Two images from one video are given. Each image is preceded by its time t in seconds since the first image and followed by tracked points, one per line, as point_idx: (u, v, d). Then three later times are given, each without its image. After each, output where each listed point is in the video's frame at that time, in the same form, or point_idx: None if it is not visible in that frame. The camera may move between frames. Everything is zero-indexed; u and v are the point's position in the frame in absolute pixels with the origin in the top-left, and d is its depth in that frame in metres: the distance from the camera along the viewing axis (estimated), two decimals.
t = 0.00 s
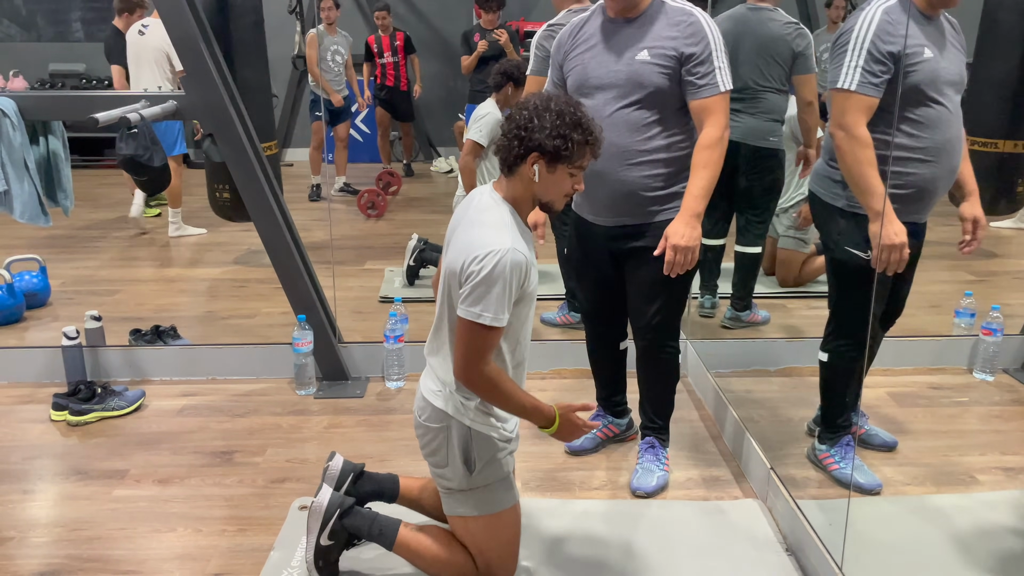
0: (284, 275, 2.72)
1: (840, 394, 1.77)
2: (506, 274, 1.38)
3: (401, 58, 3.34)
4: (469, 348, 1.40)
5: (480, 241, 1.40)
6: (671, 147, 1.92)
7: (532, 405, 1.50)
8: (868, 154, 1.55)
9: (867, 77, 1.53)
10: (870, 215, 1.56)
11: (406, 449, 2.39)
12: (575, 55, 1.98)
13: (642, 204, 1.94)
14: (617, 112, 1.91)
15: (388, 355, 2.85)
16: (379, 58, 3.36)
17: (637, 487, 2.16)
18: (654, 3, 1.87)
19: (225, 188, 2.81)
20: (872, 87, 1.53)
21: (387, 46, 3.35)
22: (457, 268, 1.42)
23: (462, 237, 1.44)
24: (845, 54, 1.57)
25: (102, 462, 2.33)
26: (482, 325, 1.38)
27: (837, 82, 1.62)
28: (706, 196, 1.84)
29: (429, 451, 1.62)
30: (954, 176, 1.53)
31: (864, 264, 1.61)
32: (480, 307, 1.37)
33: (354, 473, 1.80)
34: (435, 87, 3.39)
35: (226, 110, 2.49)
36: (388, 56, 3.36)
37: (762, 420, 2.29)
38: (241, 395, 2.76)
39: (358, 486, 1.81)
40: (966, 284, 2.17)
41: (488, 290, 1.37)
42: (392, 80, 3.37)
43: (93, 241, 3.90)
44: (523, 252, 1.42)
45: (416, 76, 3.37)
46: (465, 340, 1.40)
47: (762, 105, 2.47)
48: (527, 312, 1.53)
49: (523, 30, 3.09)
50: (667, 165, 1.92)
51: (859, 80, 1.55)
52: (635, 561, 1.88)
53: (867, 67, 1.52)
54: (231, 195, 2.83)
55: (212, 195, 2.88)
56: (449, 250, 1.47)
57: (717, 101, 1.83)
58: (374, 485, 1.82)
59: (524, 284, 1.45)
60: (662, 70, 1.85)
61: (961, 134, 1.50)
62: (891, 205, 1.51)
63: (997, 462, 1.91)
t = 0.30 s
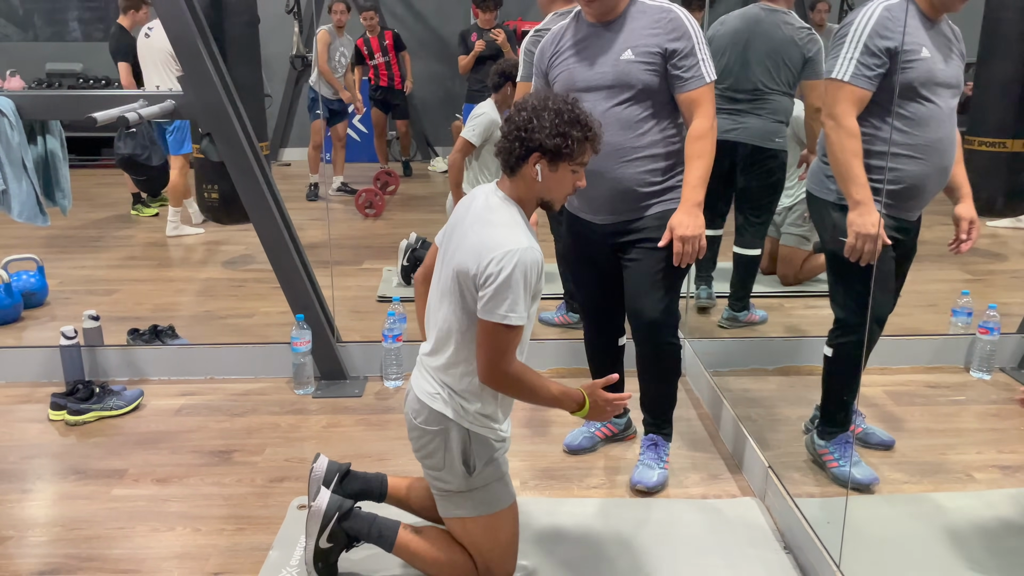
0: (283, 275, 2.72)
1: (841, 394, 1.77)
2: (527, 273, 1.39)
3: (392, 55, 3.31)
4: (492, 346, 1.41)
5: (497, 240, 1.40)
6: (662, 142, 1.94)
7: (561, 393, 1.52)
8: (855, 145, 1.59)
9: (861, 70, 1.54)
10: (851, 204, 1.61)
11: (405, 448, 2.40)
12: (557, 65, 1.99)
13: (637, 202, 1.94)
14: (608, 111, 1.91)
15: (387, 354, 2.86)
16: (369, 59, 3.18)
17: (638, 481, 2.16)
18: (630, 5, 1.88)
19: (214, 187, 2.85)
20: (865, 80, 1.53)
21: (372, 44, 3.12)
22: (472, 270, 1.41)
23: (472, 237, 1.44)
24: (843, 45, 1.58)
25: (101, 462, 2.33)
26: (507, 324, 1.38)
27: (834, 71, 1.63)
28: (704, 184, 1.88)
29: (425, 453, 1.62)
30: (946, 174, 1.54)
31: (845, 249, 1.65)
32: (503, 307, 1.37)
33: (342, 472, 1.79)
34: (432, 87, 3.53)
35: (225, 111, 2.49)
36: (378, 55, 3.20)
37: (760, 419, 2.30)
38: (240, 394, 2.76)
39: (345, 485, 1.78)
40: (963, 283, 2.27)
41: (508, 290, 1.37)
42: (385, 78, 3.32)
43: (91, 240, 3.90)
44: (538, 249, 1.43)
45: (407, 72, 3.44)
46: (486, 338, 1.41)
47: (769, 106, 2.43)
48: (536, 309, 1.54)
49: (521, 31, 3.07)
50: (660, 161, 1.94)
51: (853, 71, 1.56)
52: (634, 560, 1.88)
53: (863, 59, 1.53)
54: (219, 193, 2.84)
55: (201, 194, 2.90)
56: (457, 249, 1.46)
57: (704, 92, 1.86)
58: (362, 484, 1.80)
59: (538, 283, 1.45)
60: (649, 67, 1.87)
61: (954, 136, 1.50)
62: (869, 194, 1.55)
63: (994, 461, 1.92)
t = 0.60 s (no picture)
0: (280, 274, 2.73)
1: (823, 392, 1.75)
2: (513, 268, 1.40)
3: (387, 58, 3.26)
4: (481, 338, 1.43)
5: (484, 235, 1.41)
6: (665, 142, 1.93)
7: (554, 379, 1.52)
8: (849, 146, 1.59)
9: (854, 69, 1.54)
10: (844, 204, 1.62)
11: (402, 449, 2.40)
12: (562, 64, 2.00)
13: (641, 202, 1.94)
14: (611, 112, 1.91)
15: (384, 354, 2.86)
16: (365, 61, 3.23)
17: (696, 497, 2.05)
18: (634, 5, 1.89)
19: (203, 187, 2.66)
20: (859, 79, 1.54)
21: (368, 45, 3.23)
22: (458, 264, 1.42)
23: (461, 231, 1.45)
24: (836, 45, 1.58)
25: (98, 462, 2.33)
26: (490, 317, 1.40)
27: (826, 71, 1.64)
28: (711, 184, 1.86)
29: (411, 443, 1.62)
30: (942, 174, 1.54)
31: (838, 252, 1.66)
32: (487, 300, 1.39)
33: (346, 466, 1.83)
34: (428, 88, 3.37)
35: (222, 111, 2.50)
36: (374, 56, 3.25)
37: (756, 419, 2.31)
38: (236, 395, 2.76)
39: (348, 480, 1.82)
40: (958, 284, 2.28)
41: (492, 283, 1.38)
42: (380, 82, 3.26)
43: (88, 241, 3.90)
44: (526, 246, 1.44)
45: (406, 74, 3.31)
46: (474, 329, 1.42)
47: (761, 107, 2.42)
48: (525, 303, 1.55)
49: (518, 31, 3.17)
50: (663, 162, 1.93)
51: (847, 71, 1.56)
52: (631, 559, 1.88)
53: (857, 59, 1.53)
54: (208, 193, 2.67)
55: (189, 196, 2.73)
56: (449, 243, 1.47)
57: (708, 92, 1.85)
58: (364, 479, 1.84)
59: (525, 279, 1.46)
60: (652, 67, 1.86)
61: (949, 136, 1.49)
62: (864, 195, 1.56)
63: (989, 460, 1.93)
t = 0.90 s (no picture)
0: (276, 274, 2.73)
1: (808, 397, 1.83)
2: (528, 282, 1.42)
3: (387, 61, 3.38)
4: (508, 353, 1.46)
5: (494, 250, 1.42)
6: (685, 149, 1.93)
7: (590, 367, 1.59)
8: (849, 156, 1.58)
9: (847, 80, 1.54)
10: (852, 218, 1.60)
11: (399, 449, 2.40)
12: (586, 64, 2.00)
13: (658, 209, 1.95)
14: (631, 118, 1.92)
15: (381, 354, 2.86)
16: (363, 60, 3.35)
17: (696, 504, 2.05)
18: (663, 7, 1.87)
19: (196, 188, 2.68)
20: (852, 90, 1.54)
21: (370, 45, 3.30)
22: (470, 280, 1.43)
23: (467, 245, 1.45)
24: (824, 57, 1.57)
25: (95, 463, 2.33)
26: (511, 332, 1.42)
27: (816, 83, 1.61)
28: (720, 198, 1.83)
29: (411, 453, 1.62)
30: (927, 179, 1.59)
31: (826, 268, 1.68)
32: (507, 316, 1.41)
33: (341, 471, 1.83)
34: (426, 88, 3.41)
35: (217, 110, 2.50)
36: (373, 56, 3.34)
37: (752, 419, 2.32)
38: (233, 396, 2.76)
39: (343, 485, 1.82)
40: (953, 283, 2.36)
41: (510, 298, 1.40)
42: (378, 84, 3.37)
43: (85, 242, 3.90)
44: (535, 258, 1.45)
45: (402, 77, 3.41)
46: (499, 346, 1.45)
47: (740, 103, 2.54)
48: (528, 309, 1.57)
49: (514, 32, 3.13)
50: (680, 169, 1.93)
51: (839, 81, 1.55)
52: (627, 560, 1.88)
53: (849, 69, 1.53)
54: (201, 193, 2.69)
55: (181, 194, 2.73)
56: (451, 258, 1.47)
57: (731, 102, 1.81)
58: (361, 483, 1.83)
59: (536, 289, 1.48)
60: (674, 73, 1.85)
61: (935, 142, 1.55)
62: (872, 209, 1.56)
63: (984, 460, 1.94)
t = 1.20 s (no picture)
0: (275, 277, 2.74)
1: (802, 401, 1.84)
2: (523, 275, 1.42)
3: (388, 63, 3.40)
4: (495, 347, 1.46)
5: (489, 244, 1.42)
6: (692, 157, 1.93)
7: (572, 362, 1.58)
8: (834, 168, 1.63)
9: (840, 88, 1.57)
10: (829, 230, 1.66)
11: (396, 450, 2.40)
12: (593, 67, 2.00)
13: (664, 216, 1.97)
14: (639, 126, 1.93)
15: (379, 355, 2.87)
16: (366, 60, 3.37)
17: (693, 504, 2.06)
18: (673, 13, 1.86)
19: (196, 189, 2.73)
20: (844, 98, 1.57)
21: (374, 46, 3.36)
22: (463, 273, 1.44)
23: (462, 240, 1.45)
24: (818, 62, 1.60)
25: (92, 464, 2.33)
26: (501, 326, 1.43)
27: (807, 89, 1.65)
28: (736, 211, 1.84)
29: (410, 451, 1.63)
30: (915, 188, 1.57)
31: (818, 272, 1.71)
32: (500, 309, 1.42)
33: (341, 471, 1.84)
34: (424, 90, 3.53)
35: (215, 112, 2.51)
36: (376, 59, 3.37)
37: (749, 419, 2.33)
38: (230, 397, 2.76)
39: (344, 485, 1.82)
40: (949, 284, 2.37)
41: (504, 292, 1.41)
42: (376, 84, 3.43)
43: (82, 243, 3.90)
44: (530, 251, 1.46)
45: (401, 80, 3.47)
46: (486, 339, 1.46)
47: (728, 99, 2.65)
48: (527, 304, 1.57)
49: (511, 33, 3.16)
50: (685, 176, 1.94)
51: (832, 89, 1.58)
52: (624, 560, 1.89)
53: (841, 77, 1.56)
54: (202, 195, 2.74)
55: (184, 195, 2.80)
56: (448, 251, 1.48)
57: (740, 111, 1.81)
58: (360, 483, 1.83)
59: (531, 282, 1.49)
60: (682, 82, 1.85)
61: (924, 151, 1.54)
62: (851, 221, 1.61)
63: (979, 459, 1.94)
